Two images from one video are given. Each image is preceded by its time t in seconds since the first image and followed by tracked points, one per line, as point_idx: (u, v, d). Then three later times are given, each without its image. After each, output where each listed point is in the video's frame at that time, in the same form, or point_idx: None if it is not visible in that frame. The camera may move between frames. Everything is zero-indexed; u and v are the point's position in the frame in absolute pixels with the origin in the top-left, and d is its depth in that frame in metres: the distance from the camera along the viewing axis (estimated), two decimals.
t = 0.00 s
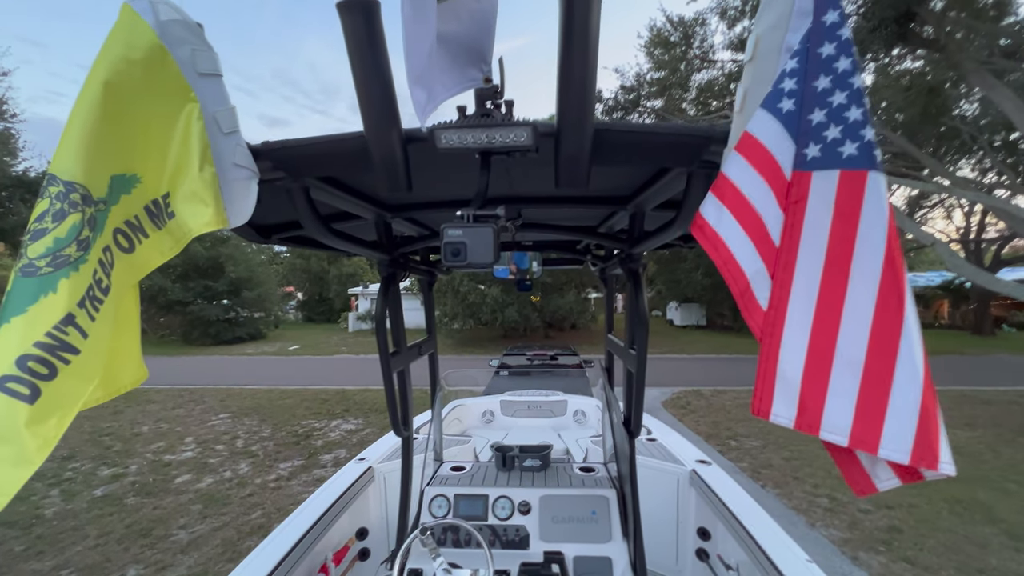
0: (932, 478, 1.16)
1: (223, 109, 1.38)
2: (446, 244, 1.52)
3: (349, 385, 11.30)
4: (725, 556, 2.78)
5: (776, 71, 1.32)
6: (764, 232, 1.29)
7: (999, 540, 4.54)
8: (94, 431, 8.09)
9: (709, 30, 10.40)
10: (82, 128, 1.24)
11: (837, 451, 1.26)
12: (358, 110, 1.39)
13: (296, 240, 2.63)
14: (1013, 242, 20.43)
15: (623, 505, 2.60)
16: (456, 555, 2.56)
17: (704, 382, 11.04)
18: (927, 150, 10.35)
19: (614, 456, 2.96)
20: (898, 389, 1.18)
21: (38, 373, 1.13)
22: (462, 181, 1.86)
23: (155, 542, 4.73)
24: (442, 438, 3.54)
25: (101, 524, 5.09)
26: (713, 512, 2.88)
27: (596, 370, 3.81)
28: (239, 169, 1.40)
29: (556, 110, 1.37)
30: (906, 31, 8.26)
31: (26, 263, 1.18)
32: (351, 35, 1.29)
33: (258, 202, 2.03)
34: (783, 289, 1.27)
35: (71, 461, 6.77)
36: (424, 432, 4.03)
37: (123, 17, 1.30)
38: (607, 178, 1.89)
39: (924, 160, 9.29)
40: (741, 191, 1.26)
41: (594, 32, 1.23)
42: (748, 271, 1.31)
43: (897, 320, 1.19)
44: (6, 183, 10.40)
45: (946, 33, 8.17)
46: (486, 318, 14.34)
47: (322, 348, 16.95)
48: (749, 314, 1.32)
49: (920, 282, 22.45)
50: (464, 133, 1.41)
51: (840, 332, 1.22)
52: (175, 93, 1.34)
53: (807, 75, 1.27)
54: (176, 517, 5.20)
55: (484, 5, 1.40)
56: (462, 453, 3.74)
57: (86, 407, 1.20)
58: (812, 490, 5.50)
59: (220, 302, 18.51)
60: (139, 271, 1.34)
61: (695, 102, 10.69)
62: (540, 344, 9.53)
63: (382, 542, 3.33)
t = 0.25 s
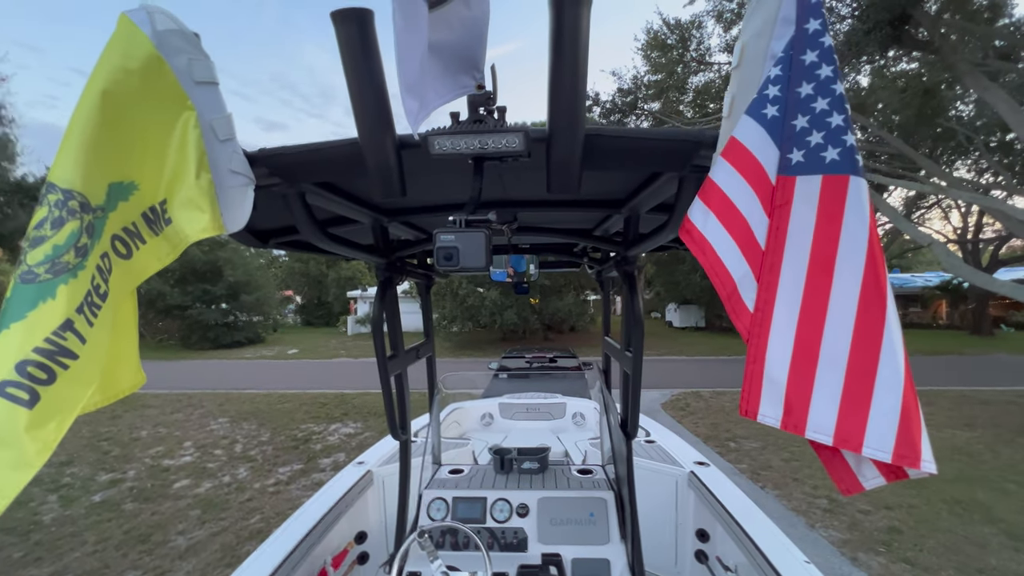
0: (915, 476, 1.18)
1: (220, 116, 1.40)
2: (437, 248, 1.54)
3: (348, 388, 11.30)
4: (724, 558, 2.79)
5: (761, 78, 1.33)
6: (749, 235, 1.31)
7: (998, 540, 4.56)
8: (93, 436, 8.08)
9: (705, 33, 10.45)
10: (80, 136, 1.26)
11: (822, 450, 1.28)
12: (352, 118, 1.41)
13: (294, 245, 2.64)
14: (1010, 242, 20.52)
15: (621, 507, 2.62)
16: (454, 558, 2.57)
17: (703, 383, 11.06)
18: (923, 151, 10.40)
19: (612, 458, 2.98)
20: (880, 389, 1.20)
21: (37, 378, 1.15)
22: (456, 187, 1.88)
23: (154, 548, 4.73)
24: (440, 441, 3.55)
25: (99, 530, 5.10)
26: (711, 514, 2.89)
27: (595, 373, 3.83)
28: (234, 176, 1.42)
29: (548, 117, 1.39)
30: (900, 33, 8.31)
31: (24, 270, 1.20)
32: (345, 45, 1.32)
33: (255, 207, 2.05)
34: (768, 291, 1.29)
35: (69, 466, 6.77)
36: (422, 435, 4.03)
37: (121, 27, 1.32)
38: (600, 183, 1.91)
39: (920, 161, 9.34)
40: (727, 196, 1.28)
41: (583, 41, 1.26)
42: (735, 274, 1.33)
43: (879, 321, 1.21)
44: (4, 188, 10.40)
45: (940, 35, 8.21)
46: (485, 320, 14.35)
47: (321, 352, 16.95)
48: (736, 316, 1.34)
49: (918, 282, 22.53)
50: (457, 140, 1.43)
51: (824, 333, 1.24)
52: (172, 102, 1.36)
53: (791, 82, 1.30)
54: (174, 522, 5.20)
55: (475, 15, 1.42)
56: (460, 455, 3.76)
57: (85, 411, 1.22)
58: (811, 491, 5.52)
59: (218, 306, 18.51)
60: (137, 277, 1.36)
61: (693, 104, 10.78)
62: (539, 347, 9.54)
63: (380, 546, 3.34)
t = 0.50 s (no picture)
0: (897, 474, 1.20)
1: (212, 120, 1.43)
2: (427, 251, 1.56)
3: (346, 391, 11.29)
4: (720, 559, 2.80)
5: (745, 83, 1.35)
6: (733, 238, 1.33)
7: (996, 541, 4.57)
8: (89, 440, 8.07)
9: (702, 36, 10.49)
10: (71, 140, 1.26)
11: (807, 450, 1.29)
12: (343, 122, 1.42)
13: (289, 247, 2.65)
14: (1006, 244, 20.62)
15: (617, 509, 2.62)
16: (450, 561, 2.57)
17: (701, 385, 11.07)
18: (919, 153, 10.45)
19: (608, 460, 2.99)
20: (862, 389, 1.21)
21: (26, 381, 1.16)
22: (447, 190, 1.89)
23: (150, 552, 4.73)
24: (437, 444, 3.55)
25: (95, 534, 5.09)
26: (708, 516, 2.90)
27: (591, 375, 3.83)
28: (227, 180, 1.45)
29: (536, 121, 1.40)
30: (896, 36, 8.35)
31: (14, 273, 1.20)
32: (335, 50, 1.33)
33: (248, 210, 2.06)
34: (753, 293, 1.30)
35: (65, 471, 6.75)
36: (418, 439, 4.02)
37: (112, 32, 1.33)
38: (591, 185, 1.93)
39: (916, 163, 9.38)
40: (711, 199, 1.29)
41: (571, 47, 1.27)
42: (719, 276, 1.34)
43: (860, 322, 1.23)
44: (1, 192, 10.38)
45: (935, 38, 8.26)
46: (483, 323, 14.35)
47: (319, 355, 16.93)
48: (721, 318, 1.35)
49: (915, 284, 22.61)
50: (447, 144, 1.44)
51: (808, 334, 1.25)
52: (163, 107, 1.37)
53: (774, 87, 1.31)
54: (171, 526, 5.19)
55: (465, 18, 1.41)
56: (458, 458, 3.76)
57: (75, 413, 1.23)
58: (809, 493, 5.53)
59: (216, 309, 18.49)
60: (128, 280, 1.36)
61: (689, 107, 10.80)
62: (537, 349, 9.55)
63: (377, 549, 3.34)
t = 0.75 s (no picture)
0: (887, 482, 1.22)
1: (216, 129, 1.44)
2: (427, 260, 1.58)
3: (343, 394, 11.29)
4: (717, 564, 2.82)
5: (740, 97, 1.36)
6: (729, 249, 1.35)
7: (992, 546, 4.59)
8: (85, 442, 8.06)
9: (701, 41, 10.54)
10: (78, 150, 1.29)
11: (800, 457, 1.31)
12: (345, 130, 1.44)
13: (289, 251, 2.67)
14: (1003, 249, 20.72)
15: (614, 513, 2.64)
16: (447, 564, 2.59)
17: (698, 389, 11.09)
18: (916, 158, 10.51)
19: (605, 464, 3.00)
20: (853, 397, 1.23)
21: (33, 386, 1.18)
22: (446, 197, 1.91)
23: (146, 555, 4.73)
24: (435, 447, 3.57)
25: (90, 536, 5.09)
26: (705, 520, 2.92)
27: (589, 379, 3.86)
28: (230, 187, 1.46)
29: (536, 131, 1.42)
30: (892, 43, 8.40)
31: (21, 280, 1.22)
32: (339, 60, 1.35)
33: (249, 216, 2.08)
34: (747, 302, 1.32)
35: (61, 472, 6.75)
36: (416, 441, 4.03)
37: (119, 43, 1.35)
38: (588, 193, 1.95)
39: (913, 169, 9.43)
40: (707, 211, 1.32)
41: (571, 60, 1.30)
42: (714, 285, 1.36)
43: (851, 331, 1.25)
44: None
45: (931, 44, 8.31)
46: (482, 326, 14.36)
47: (317, 357, 16.92)
48: (717, 327, 1.37)
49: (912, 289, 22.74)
50: (448, 152, 1.46)
51: (800, 343, 1.28)
52: (168, 116, 1.39)
53: (768, 101, 1.33)
54: (167, 529, 5.19)
55: (466, 30, 1.43)
56: (455, 461, 3.73)
57: (80, 417, 1.25)
58: (807, 497, 5.55)
59: (214, 311, 18.48)
60: (132, 286, 1.38)
61: (688, 111, 10.85)
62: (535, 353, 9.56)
63: (374, 552, 3.36)
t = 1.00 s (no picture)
0: (884, 488, 1.22)
1: (218, 131, 1.43)
2: (428, 263, 1.59)
3: (342, 395, 11.28)
4: (715, 567, 2.83)
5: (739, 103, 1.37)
6: (728, 255, 1.35)
7: (990, 552, 4.60)
8: (82, 441, 8.05)
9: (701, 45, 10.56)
10: (81, 152, 1.30)
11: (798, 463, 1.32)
12: (347, 134, 1.45)
13: (289, 253, 2.68)
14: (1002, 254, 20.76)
15: (612, 516, 2.64)
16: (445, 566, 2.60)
17: (697, 392, 11.08)
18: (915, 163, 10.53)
19: (604, 467, 3.01)
20: (851, 404, 1.24)
21: (33, 387, 1.18)
22: (447, 200, 1.91)
23: (142, 555, 4.73)
24: (433, 449, 3.58)
25: (87, 537, 5.08)
26: (703, 524, 2.92)
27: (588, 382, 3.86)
28: (232, 189, 1.44)
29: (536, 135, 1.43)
30: (892, 48, 8.42)
31: (24, 281, 1.23)
32: (341, 64, 1.36)
33: (250, 218, 2.09)
34: (745, 308, 1.33)
35: (57, 472, 6.74)
36: (414, 443, 4.04)
37: (124, 45, 1.36)
38: (588, 198, 1.96)
39: (912, 173, 9.46)
40: (705, 217, 1.33)
41: (572, 66, 1.31)
42: (713, 291, 1.37)
43: (849, 338, 1.26)
44: None
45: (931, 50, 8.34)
46: (481, 327, 14.36)
47: (315, 358, 16.90)
48: (715, 332, 1.39)
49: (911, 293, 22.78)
50: (449, 156, 1.47)
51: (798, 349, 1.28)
52: (171, 118, 1.39)
53: (766, 108, 1.34)
54: (164, 530, 5.19)
55: (468, 35, 1.44)
56: (453, 464, 3.76)
57: (81, 419, 1.25)
58: (804, 501, 5.55)
59: (213, 311, 18.47)
60: (134, 287, 1.39)
61: (688, 114, 10.87)
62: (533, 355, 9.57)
63: (372, 554, 3.36)
